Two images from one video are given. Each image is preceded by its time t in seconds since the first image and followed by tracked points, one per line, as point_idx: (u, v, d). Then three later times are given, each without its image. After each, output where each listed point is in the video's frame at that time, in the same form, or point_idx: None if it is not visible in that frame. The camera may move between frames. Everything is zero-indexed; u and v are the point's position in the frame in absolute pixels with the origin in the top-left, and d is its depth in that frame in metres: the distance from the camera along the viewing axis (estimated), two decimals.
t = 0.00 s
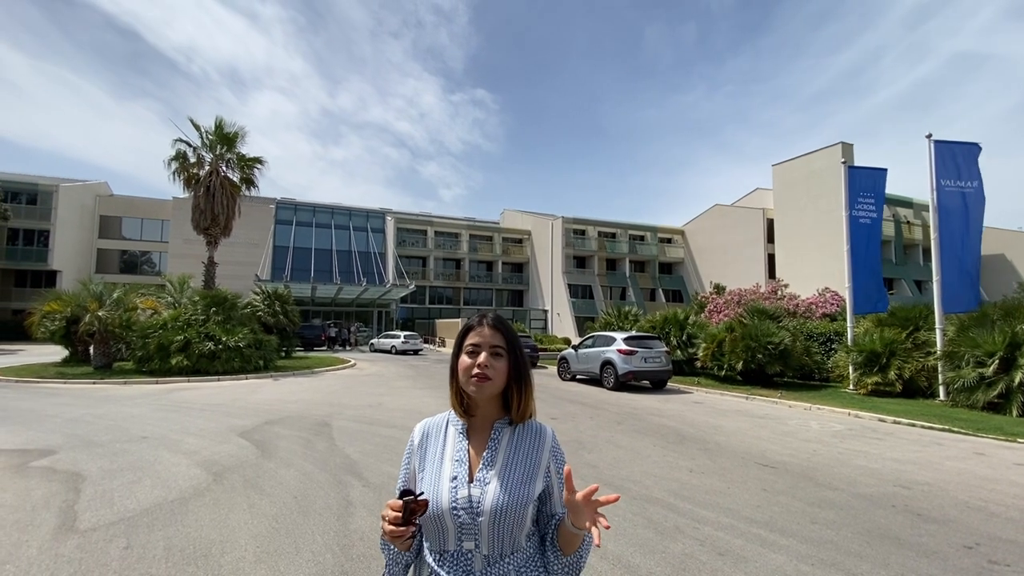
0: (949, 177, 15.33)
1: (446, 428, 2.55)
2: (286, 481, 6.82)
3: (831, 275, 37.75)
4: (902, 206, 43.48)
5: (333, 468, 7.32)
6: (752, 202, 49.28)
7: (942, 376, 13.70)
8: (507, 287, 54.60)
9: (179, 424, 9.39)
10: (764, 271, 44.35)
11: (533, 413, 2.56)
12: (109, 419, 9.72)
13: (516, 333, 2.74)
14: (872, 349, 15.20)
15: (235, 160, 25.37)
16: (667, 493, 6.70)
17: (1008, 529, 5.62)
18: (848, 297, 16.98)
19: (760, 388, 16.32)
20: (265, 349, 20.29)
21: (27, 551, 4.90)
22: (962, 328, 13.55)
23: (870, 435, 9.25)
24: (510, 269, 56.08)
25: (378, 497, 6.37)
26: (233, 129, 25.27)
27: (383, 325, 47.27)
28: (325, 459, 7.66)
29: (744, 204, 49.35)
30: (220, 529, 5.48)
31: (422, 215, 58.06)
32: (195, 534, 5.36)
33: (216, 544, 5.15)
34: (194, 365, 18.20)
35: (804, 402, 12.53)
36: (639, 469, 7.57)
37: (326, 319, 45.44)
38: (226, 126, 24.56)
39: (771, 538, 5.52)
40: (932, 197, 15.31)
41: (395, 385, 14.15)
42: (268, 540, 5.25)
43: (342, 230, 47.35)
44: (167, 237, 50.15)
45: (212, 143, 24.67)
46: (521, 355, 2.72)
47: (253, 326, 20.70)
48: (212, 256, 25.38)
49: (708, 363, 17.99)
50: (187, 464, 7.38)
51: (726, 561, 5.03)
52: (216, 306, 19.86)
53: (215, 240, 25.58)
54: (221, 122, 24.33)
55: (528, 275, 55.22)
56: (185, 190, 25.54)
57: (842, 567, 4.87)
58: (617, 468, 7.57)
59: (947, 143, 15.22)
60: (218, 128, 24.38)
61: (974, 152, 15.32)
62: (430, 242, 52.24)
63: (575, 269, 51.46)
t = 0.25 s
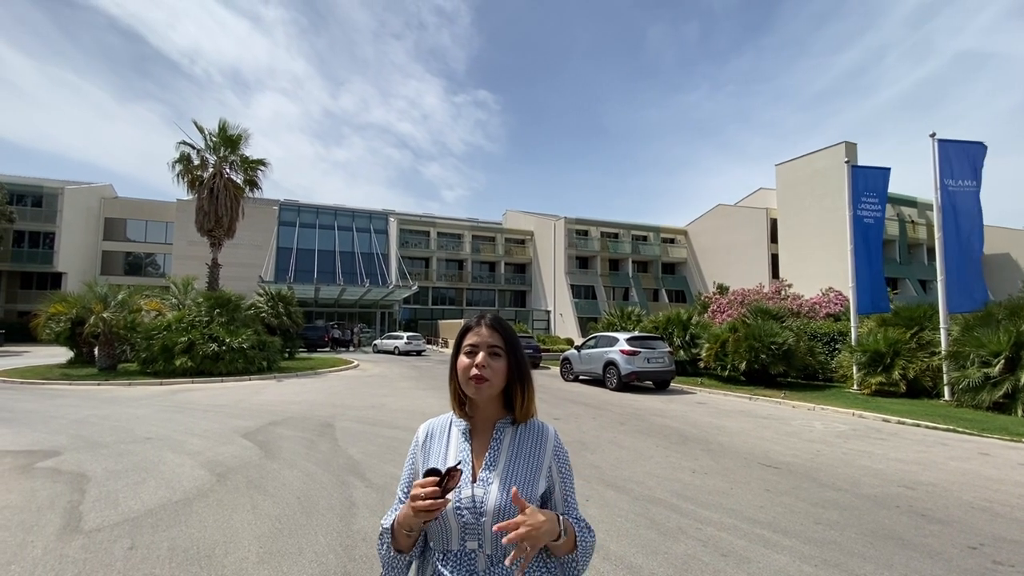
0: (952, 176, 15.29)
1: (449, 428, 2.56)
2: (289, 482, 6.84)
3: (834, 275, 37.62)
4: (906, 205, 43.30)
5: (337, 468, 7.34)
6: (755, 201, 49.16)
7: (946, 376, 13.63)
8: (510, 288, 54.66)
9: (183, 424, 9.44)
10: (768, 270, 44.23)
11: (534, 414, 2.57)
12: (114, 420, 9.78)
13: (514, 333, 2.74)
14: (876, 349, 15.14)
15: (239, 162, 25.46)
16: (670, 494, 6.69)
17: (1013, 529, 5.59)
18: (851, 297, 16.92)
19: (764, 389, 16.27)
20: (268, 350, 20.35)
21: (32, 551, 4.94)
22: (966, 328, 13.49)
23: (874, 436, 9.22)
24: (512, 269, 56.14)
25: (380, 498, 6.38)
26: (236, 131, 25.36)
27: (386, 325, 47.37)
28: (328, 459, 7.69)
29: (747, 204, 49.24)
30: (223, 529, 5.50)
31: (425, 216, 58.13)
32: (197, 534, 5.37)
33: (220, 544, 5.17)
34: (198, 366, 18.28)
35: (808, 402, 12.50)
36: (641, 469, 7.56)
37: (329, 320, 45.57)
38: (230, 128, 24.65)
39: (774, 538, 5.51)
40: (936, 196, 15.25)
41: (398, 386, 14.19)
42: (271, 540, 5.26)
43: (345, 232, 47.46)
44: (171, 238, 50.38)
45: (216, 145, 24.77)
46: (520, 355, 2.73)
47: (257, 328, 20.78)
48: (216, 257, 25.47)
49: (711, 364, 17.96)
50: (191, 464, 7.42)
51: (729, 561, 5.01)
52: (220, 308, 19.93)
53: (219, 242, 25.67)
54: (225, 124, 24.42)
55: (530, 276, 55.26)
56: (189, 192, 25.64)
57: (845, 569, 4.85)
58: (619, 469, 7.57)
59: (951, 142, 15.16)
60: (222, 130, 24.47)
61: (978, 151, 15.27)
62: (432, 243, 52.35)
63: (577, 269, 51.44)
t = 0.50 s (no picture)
0: (955, 176, 15.22)
1: (450, 428, 2.55)
2: (292, 482, 6.85)
3: (837, 274, 37.51)
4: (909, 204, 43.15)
5: (339, 469, 7.34)
6: (757, 201, 49.07)
7: (950, 375, 13.57)
8: (512, 288, 54.68)
9: (186, 425, 9.47)
10: (770, 270, 44.10)
11: (536, 414, 2.56)
12: (117, 421, 9.82)
13: (517, 334, 2.74)
14: (879, 349, 15.09)
15: (241, 163, 25.53)
16: (672, 494, 6.67)
17: (1017, 529, 5.56)
18: (855, 297, 16.86)
19: (767, 389, 16.23)
20: (271, 351, 20.41)
21: (37, 551, 4.96)
22: (970, 328, 13.44)
23: (877, 435, 9.19)
24: (514, 270, 56.16)
25: (382, 498, 6.39)
26: (238, 132, 25.44)
27: (388, 326, 47.44)
28: (331, 460, 7.70)
29: (749, 204, 49.15)
30: (226, 530, 5.51)
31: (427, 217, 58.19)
32: (200, 535, 5.39)
33: (222, 544, 5.18)
34: (201, 367, 18.34)
35: (811, 402, 12.47)
36: (643, 469, 7.55)
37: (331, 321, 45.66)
38: (232, 129, 24.72)
39: (776, 538, 5.49)
40: (940, 196, 15.20)
41: (400, 386, 14.20)
42: (274, 541, 5.27)
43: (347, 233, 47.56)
44: (174, 240, 50.58)
45: (218, 147, 24.84)
46: (522, 356, 2.73)
47: (260, 328, 20.83)
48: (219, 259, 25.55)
49: (713, 364, 17.93)
50: (193, 465, 7.44)
51: (731, 561, 5.00)
52: (223, 309, 19.98)
53: (222, 243, 25.74)
54: (227, 126, 24.51)
55: (533, 276, 55.26)
56: (191, 194, 25.73)
57: (847, 569, 4.83)
58: (621, 469, 7.56)
59: (953, 141, 15.10)
60: (224, 132, 24.55)
61: (981, 149, 15.21)
62: (434, 244, 52.41)
63: (579, 269, 51.42)
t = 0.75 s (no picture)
0: (958, 174, 15.16)
1: (451, 428, 2.54)
2: (294, 483, 6.86)
3: (840, 274, 37.41)
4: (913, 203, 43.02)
5: (341, 469, 7.35)
6: (760, 200, 48.98)
7: (954, 375, 13.53)
8: (514, 289, 54.69)
9: (189, 426, 9.49)
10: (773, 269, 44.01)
11: (537, 414, 2.56)
12: (120, 422, 9.86)
13: (517, 333, 2.73)
14: (883, 348, 15.05)
15: (243, 164, 25.58)
16: (674, 494, 6.66)
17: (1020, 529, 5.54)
18: (858, 296, 16.80)
19: (769, 388, 16.20)
20: (274, 352, 20.45)
21: (41, 552, 4.98)
22: (974, 327, 13.40)
23: (880, 435, 9.16)
24: (516, 270, 56.17)
25: (384, 498, 6.40)
26: (240, 134, 25.50)
27: (390, 326, 47.51)
28: (333, 460, 7.71)
29: (751, 203, 49.07)
30: (228, 530, 5.52)
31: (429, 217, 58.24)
32: (202, 535, 5.40)
33: (224, 544, 5.19)
34: (204, 368, 18.40)
35: (813, 402, 12.43)
36: (645, 469, 7.55)
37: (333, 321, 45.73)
38: (234, 131, 24.78)
39: (779, 538, 5.48)
40: (943, 195, 15.14)
41: (402, 386, 14.21)
42: (276, 541, 5.28)
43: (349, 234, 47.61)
44: (177, 241, 50.72)
45: (220, 148, 24.91)
46: (522, 355, 2.72)
47: (262, 329, 20.88)
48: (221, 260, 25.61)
49: (716, 363, 17.91)
50: (196, 465, 7.46)
51: (733, 561, 4.99)
52: (226, 310, 20.02)
53: (224, 244, 25.80)
54: (229, 128, 24.56)
55: (535, 276, 55.26)
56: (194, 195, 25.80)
57: (851, 569, 4.81)
58: (624, 469, 7.55)
59: (956, 139, 15.05)
60: (226, 133, 24.61)
61: (985, 148, 15.16)
62: (436, 244, 52.45)
63: (581, 270, 51.38)
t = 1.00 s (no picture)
0: (960, 172, 15.14)
1: (451, 429, 2.54)
2: (296, 483, 6.86)
3: (842, 273, 37.35)
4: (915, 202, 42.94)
5: (343, 470, 7.36)
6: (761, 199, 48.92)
7: (957, 373, 13.49)
8: (516, 288, 54.70)
9: (191, 426, 9.51)
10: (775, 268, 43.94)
11: (537, 415, 2.56)
12: (123, 422, 9.88)
13: (518, 335, 2.73)
14: (885, 347, 15.01)
15: (244, 165, 25.60)
16: (676, 494, 6.65)
17: None
18: (860, 295, 16.77)
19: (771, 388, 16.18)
20: (276, 352, 20.48)
21: (43, 552, 4.99)
22: (976, 325, 13.35)
23: (883, 434, 9.15)
24: (517, 270, 56.19)
25: (386, 498, 6.40)
26: (242, 134, 25.53)
27: (392, 326, 47.55)
28: (335, 460, 7.72)
29: (753, 202, 49.02)
30: (230, 530, 5.53)
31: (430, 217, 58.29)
32: (204, 535, 5.40)
33: (227, 545, 5.20)
34: (206, 368, 18.42)
35: (816, 401, 12.42)
36: (647, 469, 7.54)
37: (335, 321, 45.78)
38: (235, 132, 24.81)
39: (781, 538, 5.47)
40: (945, 192, 15.11)
41: (404, 386, 14.21)
42: (278, 542, 5.28)
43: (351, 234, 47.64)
44: (179, 242, 50.81)
45: (222, 149, 24.95)
46: (523, 357, 2.72)
47: (264, 330, 20.92)
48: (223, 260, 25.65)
49: (718, 363, 17.91)
50: (198, 466, 7.47)
51: (735, 561, 4.98)
52: (227, 310, 20.04)
53: (226, 245, 25.84)
54: (231, 128, 24.59)
55: (536, 276, 55.26)
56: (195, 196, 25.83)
57: (854, 569, 4.80)
58: (625, 469, 7.55)
59: (958, 138, 15.04)
60: (228, 134, 24.64)
61: (987, 146, 15.15)
62: (438, 244, 52.48)
63: (583, 269, 51.37)
